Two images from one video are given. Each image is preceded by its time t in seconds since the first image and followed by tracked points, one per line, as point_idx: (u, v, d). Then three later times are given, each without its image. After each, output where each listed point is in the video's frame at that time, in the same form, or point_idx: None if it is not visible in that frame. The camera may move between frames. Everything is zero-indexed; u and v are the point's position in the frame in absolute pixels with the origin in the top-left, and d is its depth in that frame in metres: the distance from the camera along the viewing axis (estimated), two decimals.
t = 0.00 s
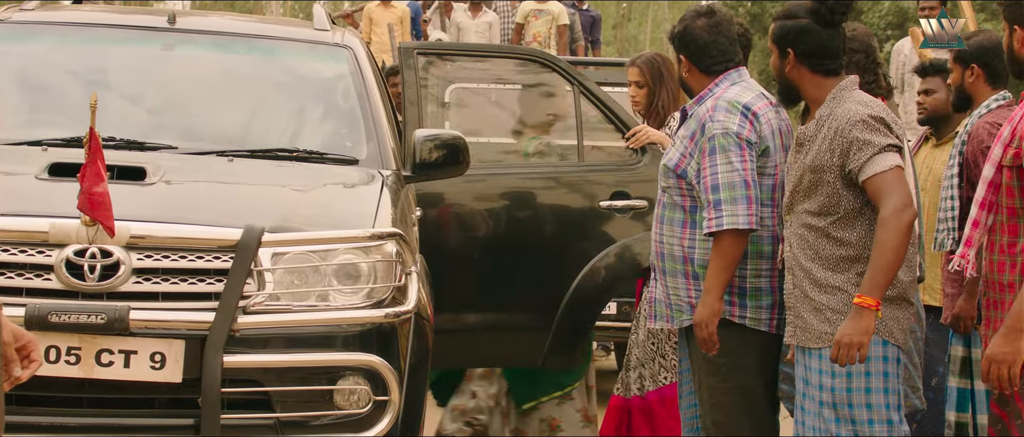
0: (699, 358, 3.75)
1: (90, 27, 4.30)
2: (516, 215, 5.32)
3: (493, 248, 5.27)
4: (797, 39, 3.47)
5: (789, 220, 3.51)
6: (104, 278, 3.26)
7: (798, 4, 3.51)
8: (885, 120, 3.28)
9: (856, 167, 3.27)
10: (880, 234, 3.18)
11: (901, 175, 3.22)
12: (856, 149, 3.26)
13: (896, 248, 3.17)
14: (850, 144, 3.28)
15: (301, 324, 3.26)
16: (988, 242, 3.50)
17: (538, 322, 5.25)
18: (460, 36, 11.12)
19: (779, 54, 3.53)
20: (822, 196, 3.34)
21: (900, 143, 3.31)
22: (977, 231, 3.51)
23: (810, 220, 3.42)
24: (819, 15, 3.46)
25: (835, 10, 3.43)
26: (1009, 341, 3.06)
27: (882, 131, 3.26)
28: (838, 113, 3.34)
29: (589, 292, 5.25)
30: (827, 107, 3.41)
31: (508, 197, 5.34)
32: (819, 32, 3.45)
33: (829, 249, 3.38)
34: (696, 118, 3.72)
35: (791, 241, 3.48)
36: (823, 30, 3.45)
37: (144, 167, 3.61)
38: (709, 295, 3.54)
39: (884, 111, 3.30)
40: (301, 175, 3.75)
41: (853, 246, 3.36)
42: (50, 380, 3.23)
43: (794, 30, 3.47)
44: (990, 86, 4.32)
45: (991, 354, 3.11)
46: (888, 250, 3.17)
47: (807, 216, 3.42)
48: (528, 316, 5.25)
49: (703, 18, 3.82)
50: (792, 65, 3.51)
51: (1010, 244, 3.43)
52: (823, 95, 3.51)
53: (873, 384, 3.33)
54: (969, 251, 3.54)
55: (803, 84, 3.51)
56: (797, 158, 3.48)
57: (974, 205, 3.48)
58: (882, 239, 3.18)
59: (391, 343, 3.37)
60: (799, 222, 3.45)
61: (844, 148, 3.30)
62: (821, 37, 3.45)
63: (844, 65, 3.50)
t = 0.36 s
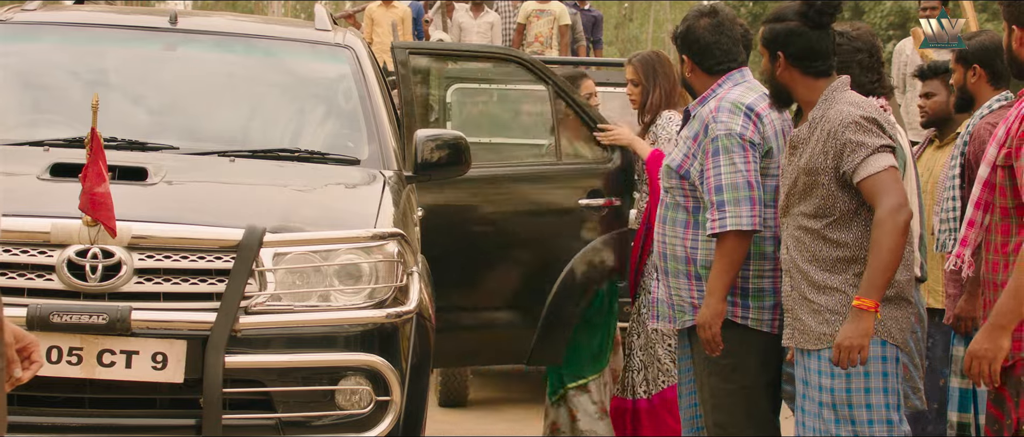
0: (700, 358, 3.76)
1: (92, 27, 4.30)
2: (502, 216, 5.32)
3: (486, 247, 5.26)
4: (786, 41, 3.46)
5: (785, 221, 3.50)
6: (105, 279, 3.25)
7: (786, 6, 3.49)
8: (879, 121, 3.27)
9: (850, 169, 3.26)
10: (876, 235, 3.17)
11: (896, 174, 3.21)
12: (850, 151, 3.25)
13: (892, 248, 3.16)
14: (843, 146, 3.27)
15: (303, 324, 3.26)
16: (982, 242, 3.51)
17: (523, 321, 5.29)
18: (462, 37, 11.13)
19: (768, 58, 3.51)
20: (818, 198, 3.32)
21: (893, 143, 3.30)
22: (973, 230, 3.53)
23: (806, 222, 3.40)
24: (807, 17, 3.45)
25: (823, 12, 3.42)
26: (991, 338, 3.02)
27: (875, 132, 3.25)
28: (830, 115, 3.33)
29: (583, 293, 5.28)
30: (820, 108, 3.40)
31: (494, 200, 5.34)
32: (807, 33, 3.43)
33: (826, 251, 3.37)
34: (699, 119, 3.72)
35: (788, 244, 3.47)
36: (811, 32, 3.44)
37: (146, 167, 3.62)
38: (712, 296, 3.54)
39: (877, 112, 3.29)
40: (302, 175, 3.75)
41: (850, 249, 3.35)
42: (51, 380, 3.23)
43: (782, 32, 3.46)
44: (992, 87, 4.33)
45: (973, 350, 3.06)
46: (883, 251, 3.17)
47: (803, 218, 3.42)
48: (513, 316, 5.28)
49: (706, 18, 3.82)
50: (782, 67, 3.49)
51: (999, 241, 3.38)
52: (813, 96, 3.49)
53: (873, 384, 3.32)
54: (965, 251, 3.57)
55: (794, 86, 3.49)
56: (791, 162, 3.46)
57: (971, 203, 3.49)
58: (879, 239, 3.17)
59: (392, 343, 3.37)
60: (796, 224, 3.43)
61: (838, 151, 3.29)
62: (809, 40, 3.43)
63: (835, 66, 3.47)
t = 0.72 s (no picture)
0: (707, 358, 3.74)
1: (98, 28, 4.30)
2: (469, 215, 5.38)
3: (463, 266, 5.33)
4: (787, 41, 3.38)
5: (787, 222, 3.39)
6: (111, 279, 3.26)
7: (786, 6, 3.42)
8: (879, 120, 3.15)
9: (850, 170, 3.14)
10: (874, 235, 3.06)
11: (896, 175, 3.10)
12: (849, 150, 3.14)
13: (891, 249, 3.03)
14: (843, 146, 3.16)
15: (308, 324, 3.26)
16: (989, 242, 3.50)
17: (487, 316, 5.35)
18: (467, 37, 11.13)
19: (769, 58, 3.44)
20: (817, 199, 3.21)
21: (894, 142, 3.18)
22: (979, 231, 3.52)
23: (808, 222, 3.29)
24: (807, 17, 3.38)
25: (823, 12, 3.35)
26: (1003, 341, 2.99)
27: (875, 131, 3.13)
28: (830, 115, 3.21)
29: (561, 272, 5.32)
30: (821, 108, 3.29)
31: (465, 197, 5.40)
32: (808, 33, 3.36)
33: (828, 251, 3.25)
34: (705, 118, 3.72)
35: (791, 244, 3.36)
36: (812, 31, 3.36)
37: (152, 167, 3.62)
38: (717, 297, 3.53)
39: (877, 111, 3.18)
40: (308, 175, 3.75)
41: (853, 249, 3.23)
42: (57, 380, 3.23)
43: (783, 32, 3.39)
44: (999, 87, 4.33)
45: (985, 354, 3.03)
46: (882, 252, 3.05)
47: (805, 219, 3.30)
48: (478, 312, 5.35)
49: (712, 17, 3.82)
50: (784, 67, 3.42)
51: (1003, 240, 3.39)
52: (815, 96, 3.42)
53: (876, 385, 3.23)
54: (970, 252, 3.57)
55: (795, 86, 3.43)
56: (794, 162, 3.36)
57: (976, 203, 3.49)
58: (877, 240, 3.05)
59: (398, 343, 3.37)
60: (798, 224, 3.32)
61: (838, 151, 3.17)
62: (809, 39, 3.36)
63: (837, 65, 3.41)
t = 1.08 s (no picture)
0: (711, 358, 3.73)
1: (103, 27, 4.31)
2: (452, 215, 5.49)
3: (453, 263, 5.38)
4: (788, 41, 3.30)
5: (789, 222, 3.34)
6: (116, 278, 3.26)
7: (788, 6, 3.33)
8: (880, 120, 3.11)
9: (852, 170, 3.10)
10: (876, 235, 3.02)
11: (899, 175, 3.06)
12: (851, 150, 3.10)
13: (893, 249, 3.00)
14: (844, 146, 3.11)
15: (314, 323, 3.26)
16: (993, 241, 3.53)
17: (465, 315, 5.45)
18: (472, 37, 11.13)
19: (771, 59, 3.35)
20: (819, 199, 3.16)
21: (896, 142, 3.14)
22: (984, 231, 3.56)
23: (809, 222, 3.23)
24: (809, 16, 3.29)
25: (825, 11, 3.27)
26: (1007, 343, 2.98)
27: (876, 132, 3.09)
28: (832, 114, 3.17)
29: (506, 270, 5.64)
30: (821, 108, 3.24)
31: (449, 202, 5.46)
32: (809, 33, 3.27)
33: (830, 252, 3.19)
34: (711, 117, 3.73)
35: (792, 244, 3.30)
36: (814, 31, 3.28)
37: (157, 167, 3.62)
38: (721, 296, 3.52)
39: (880, 111, 3.14)
40: (313, 175, 3.75)
41: (855, 249, 3.17)
42: (63, 380, 3.24)
43: (784, 32, 3.30)
44: (1005, 86, 4.32)
45: (990, 355, 3.02)
46: (884, 252, 3.01)
47: (807, 219, 3.24)
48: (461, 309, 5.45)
49: (719, 16, 3.82)
50: (786, 67, 3.33)
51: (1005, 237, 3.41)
52: (819, 97, 3.33)
53: (879, 385, 3.16)
54: (975, 251, 3.60)
55: (797, 86, 3.33)
56: (795, 162, 3.31)
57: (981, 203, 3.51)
58: (878, 240, 3.02)
59: (403, 342, 3.37)
60: (800, 224, 3.26)
61: (839, 150, 3.13)
62: (812, 39, 3.27)
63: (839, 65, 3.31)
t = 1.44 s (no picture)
0: (712, 356, 3.72)
1: (104, 26, 4.31)
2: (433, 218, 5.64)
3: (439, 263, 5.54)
4: (786, 40, 3.29)
5: (787, 222, 3.33)
6: (116, 277, 3.26)
7: (786, 4, 3.33)
8: (879, 120, 3.11)
9: (851, 169, 3.10)
10: (875, 235, 3.02)
11: (898, 174, 3.06)
12: (849, 149, 3.10)
13: (892, 248, 3.00)
14: (843, 145, 3.11)
15: (314, 322, 3.26)
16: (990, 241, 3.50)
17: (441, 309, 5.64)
18: (472, 36, 11.13)
19: (769, 57, 3.35)
20: (818, 198, 3.16)
21: (895, 141, 3.14)
22: (979, 229, 3.52)
23: (808, 221, 3.23)
24: (807, 15, 3.28)
25: (822, 10, 3.26)
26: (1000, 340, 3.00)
27: (875, 131, 3.09)
28: (830, 113, 3.17)
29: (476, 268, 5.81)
30: (820, 108, 3.24)
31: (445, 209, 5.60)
32: (807, 31, 3.27)
33: (828, 251, 3.19)
34: (711, 116, 3.72)
35: (791, 243, 3.30)
36: (812, 30, 3.27)
37: (157, 165, 3.62)
38: (721, 295, 3.52)
39: (878, 111, 3.13)
40: (313, 173, 3.75)
41: (853, 248, 3.17)
42: (63, 378, 3.24)
43: (781, 31, 3.29)
44: (1006, 84, 4.32)
45: (983, 354, 3.03)
46: (883, 251, 3.01)
47: (805, 219, 3.24)
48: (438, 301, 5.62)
49: (720, 14, 3.81)
50: (784, 66, 3.32)
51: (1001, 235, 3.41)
52: (817, 95, 3.33)
53: (877, 384, 3.15)
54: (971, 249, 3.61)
55: (795, 85, 3.33)
56: (793, 161, 3.31)
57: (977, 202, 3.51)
58: (877, 239, 3.02)
59: (403, 341, 3.37)
60: (798, 223, 3.26)
61: (838, 149, 3.13)
62: (809, 38, 3.27)
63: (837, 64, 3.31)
